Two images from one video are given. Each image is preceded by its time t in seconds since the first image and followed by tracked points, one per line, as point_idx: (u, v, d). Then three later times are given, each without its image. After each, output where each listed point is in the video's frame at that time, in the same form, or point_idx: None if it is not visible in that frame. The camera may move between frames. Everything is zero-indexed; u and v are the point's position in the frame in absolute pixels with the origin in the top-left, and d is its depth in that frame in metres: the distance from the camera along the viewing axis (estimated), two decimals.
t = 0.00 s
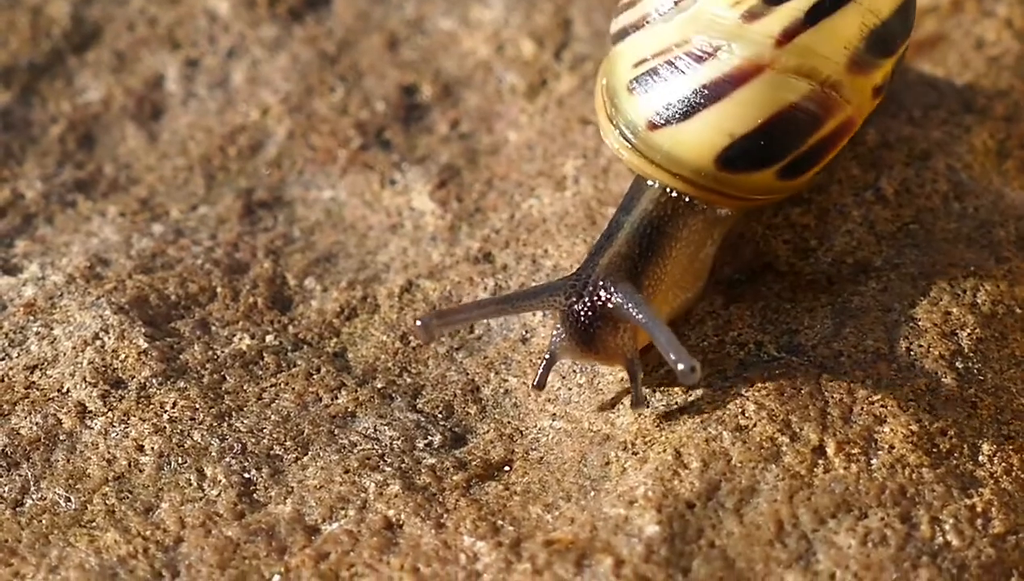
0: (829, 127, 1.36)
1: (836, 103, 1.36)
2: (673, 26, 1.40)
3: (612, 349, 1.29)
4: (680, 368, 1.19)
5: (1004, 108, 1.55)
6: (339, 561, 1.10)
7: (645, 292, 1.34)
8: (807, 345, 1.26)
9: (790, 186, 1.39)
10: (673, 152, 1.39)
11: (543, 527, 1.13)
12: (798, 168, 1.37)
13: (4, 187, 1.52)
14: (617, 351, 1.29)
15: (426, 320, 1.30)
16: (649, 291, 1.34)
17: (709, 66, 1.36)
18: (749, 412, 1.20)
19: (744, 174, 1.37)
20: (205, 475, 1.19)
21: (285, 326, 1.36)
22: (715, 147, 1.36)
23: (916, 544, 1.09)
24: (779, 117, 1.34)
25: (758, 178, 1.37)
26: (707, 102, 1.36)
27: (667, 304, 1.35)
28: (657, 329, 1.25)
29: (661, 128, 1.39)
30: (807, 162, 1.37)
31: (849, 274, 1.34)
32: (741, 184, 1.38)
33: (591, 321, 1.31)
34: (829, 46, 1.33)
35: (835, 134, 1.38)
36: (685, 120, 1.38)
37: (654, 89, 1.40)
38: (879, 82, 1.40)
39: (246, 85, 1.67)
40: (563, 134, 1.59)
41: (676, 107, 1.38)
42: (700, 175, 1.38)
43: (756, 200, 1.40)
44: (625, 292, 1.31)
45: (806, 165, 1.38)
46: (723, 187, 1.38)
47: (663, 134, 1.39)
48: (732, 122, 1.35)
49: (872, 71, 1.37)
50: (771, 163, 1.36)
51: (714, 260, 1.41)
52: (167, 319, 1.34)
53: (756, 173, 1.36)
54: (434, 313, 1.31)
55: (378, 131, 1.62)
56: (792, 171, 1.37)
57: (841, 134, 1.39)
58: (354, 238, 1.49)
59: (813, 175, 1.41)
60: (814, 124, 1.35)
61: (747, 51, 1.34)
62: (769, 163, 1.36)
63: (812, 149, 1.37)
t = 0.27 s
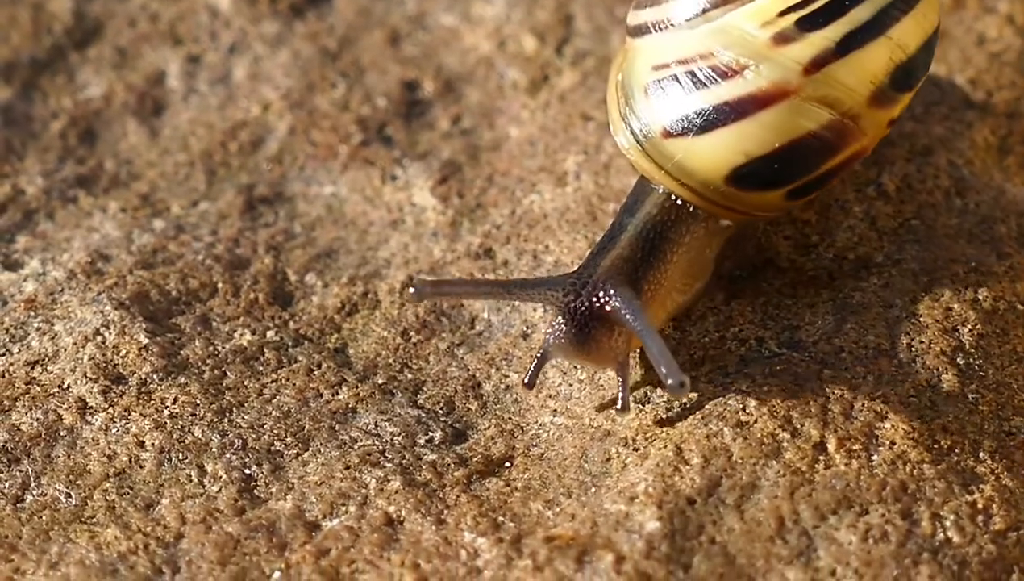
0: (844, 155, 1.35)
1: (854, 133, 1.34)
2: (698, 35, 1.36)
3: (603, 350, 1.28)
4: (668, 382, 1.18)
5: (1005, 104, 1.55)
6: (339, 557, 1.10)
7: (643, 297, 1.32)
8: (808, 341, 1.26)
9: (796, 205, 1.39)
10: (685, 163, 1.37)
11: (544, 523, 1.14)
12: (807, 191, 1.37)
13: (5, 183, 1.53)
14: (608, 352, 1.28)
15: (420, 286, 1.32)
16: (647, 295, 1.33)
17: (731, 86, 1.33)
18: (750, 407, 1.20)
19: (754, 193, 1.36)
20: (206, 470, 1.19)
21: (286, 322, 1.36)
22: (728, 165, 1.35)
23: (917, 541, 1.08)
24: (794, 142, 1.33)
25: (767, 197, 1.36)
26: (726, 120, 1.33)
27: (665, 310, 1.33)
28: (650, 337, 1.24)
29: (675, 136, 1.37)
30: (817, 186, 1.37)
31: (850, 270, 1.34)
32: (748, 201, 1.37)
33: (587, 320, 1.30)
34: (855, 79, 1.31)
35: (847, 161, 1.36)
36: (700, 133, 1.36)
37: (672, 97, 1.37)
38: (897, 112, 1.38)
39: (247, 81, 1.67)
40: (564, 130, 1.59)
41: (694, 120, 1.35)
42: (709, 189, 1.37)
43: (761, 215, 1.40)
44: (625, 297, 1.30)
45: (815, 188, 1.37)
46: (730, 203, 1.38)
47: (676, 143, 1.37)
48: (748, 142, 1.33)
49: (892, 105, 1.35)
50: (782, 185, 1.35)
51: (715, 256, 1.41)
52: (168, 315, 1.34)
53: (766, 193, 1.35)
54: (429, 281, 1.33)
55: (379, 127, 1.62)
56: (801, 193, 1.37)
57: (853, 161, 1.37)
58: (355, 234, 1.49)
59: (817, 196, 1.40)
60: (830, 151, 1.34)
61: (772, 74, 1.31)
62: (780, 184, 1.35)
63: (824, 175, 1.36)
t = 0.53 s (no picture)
0: (842, 163, 1.35)
1: (853, 141, 1.33)
2: (700, 37, 1.35)
3: (590, 352, 1.28)
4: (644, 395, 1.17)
5: (1003, 101, 1.55)
6: (337, 553, 1.10)
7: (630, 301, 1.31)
8: (806, 338, 1.26)
9: (792, 210, 1.38)
10: (683, 165, 1.37)
11: (541, 519, 1.14)
12: (804, 197, 1.36)
13: (3, 180, 1.53)
14: (596, 354, 1.28)
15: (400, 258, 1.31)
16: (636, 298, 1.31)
17: (732, 90, 1.32)
18: (748, 404, 1.20)
19: (750, 198, 1.36)
20: (203, 466, 1.19)
21: (284, 318, 1.36)
22: (726, 169, 1.34)
23: (914, 537, 1.08)
24: (793, 148, 1.32)
25: (763, 202, 1.36)
26: (726, 125, 1.33)
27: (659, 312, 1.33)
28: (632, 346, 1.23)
29: (674, 138, 1.37)
30: (814, 192, 1.36)
31: (848, 266, 1.34)
32: (745, 205, 1.37)
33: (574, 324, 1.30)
34: (857, 88, 1.30)
35: (844, 168, 1.36)
36: (699, 136, 1.35)
37: (671, 98, 1.37)
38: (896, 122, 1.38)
39: (245, 78, 1.67)
40: (562, 126, 1.59)
41: (694, 123, 1.35)
42: (706, 192, 1.37)
43: (756, 218, 1.39)
44: (612, 300, 1.29)
45: (811, 194, 1.36)
46: (726, 206, 1.37)
47: (675, 144, 1.37)
48: (747, 147, 1.33)
49: (892, 114, 1.35)
50: (779, 190, 1.35)
51: (713, 253, 1.41)
52: (165, 311, 1.34)
53: (762, 198, 1.35)
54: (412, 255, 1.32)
55: (377, 124, 1.62)
56: (798, 199, 1.37)
57: (850, 168, 1.37)
58: (353, 231, 1.49)
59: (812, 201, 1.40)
60: (828, 158, 1.33)
61: (774, 80, 1.30)
62: (778, 189, 1.35)
63: (821, 181, 1.35)
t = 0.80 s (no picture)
0: (833, 163, 1.34)
1: (844, 141, 1.33)
2: (690, 39, 1.35)
3: (575, 359, 1.28)
4: (606, 405, 1.17)
5: (1004, 98, 1.55)
6: (339, 549, 1.11)
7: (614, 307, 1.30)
8: (807, 334, 1.26)
9: (785, 211, 1.38)
10: (674, 168, 1.36)
11: (543, 515, 1.14)
12: (796, 198, 1.36)
13: (5, 176, 1.53)
14: (580, 360, 1.28)
15: (375, 259, 1.26)
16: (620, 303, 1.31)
17: (723, 91, 1.32)
18: (749, 400, 1.20)
19: (742, 199, 1.35)
20: (205, 462, 1.19)
21: (286, 314, 1.37)
22: (717, 171, 1.34)
23: (915, 533, 1.08)
24: (785, 149, 1.32)
25: (755, 203, 1.35)
26: (716, 126, 1.33)
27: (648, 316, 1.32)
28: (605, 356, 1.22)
29: (665, 140, 1.36)
30: (805, 193, 1.36)
31: (849, 263, 1.34)
32: (737, 206, 1.36)
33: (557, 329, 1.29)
34: (846, 88, 1.30)
35: (837, 169, 1.35)
36: (690, 138, 1.35)
37: (662, 101, 1.37)
38: (887, 123, 1.37)
39: (247, 74, 1.67)
40: (564, 123, 1.59)
41: (684, 125, 1.34)
42: (697, 194, 1.36)
43: (749, 221, 1.39)
44: (594, 307, 1.28)
45: (803, 195, 1.36)
46: (718, 208, 1.37)
47: (666, 147, 1.36)
48: (738, 148, 1.32)
49: (883, 114, 1.35)
50: (771, 191, 1.34)
51: (716, 250, 1.41)
52: (167, 307, 1.34)
53: (754, 199, 1.35)
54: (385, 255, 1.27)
55: (378, 121, 1.62)
56: (790, 200, 1.36)
57: (842, 169, 1.37)
58: (355, 227, 1.49)
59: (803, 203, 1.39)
60: (820, 158, 1.33)
61: (764, 81, 1.30)
62: (769, 190, 1.34)
63: (812, 182, 1.35)
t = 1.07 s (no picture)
0: (821, 158, 1.34)
1: (831, 135, 1.33)
2: (674, 40, 1.36)
3: (558, 358, 1.29)
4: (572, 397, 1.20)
5: (1005, 93, 1.55)
6: (341, 544, 1.11)
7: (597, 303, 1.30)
8: (809, 330, 1.27)
9: (776, 209, 1.38)
10: (663, 168, 1.37)
11: (545, 510, 1.14)
12: (786, 194, 1.36)
13: (7, 170, 1.52)
14: (564, 359, 1.29)
15: (354, 259, 1.28)
16: (604, 301, 1.31)
17: (709, 88, 1.33)
18: (750, 395, 1.20)
19: (732, 197, 1.35)
20: (207, 457, 1.19)
21: (287, 309, 1.37)
22: (706, 169, 1.34)
23: (917, 528, 1.09)
24: (772, 146, 1.32)
25: (745, 200, 1.36)
26: (702, 124, 1.33)
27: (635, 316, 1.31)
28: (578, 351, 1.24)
29: (652, 142, 1.37)
30: (795, 189, 1.36)
31: (851, 259, 1.34)
32: (728, 205, 1.36)
33: (539, 327, 1.30)
34: (830, 81, 1.31)
35: (826, 163, 1.36)
36: (677, 138, 1.36)
37: (648, 102, 1.38)
38: (876, 115, 1.38)
39: (249, 69, 1.67)
40: (566, 119, 1.59)
41: (670, 124, 1.35)
42: (687, 193, 1.37)
43: (740, 219, 1.39)
44: (574, 302, 1.29)
45: (793, 191, 1.36)
46: (709, 207, 1.37)
47: (654, 148, 1.37)
48: (725, 146, 1.33)
49: (870, 106, 1.35)
50: (760, 188, 1.34)
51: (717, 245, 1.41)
52: (169, 302, 1.34)
53: (744, 196, 1.35)
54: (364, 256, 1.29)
55: (380, 116, 1.62)
56: (780, 197, 1.36)
57: (832, 164, 1.37)
58: (357, 222, 1.49)
59: (798, 199, 1.40)
60: (808, 153, 1.33)
61: (748, 77, 1.31)
62: (758, 187, 1.34)
63: (801, 177, 1.35)
